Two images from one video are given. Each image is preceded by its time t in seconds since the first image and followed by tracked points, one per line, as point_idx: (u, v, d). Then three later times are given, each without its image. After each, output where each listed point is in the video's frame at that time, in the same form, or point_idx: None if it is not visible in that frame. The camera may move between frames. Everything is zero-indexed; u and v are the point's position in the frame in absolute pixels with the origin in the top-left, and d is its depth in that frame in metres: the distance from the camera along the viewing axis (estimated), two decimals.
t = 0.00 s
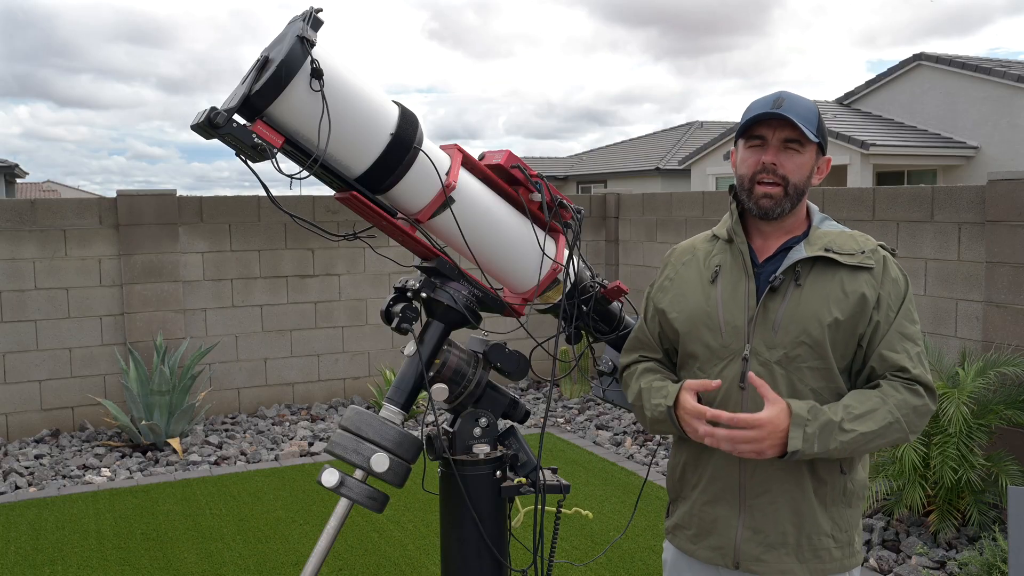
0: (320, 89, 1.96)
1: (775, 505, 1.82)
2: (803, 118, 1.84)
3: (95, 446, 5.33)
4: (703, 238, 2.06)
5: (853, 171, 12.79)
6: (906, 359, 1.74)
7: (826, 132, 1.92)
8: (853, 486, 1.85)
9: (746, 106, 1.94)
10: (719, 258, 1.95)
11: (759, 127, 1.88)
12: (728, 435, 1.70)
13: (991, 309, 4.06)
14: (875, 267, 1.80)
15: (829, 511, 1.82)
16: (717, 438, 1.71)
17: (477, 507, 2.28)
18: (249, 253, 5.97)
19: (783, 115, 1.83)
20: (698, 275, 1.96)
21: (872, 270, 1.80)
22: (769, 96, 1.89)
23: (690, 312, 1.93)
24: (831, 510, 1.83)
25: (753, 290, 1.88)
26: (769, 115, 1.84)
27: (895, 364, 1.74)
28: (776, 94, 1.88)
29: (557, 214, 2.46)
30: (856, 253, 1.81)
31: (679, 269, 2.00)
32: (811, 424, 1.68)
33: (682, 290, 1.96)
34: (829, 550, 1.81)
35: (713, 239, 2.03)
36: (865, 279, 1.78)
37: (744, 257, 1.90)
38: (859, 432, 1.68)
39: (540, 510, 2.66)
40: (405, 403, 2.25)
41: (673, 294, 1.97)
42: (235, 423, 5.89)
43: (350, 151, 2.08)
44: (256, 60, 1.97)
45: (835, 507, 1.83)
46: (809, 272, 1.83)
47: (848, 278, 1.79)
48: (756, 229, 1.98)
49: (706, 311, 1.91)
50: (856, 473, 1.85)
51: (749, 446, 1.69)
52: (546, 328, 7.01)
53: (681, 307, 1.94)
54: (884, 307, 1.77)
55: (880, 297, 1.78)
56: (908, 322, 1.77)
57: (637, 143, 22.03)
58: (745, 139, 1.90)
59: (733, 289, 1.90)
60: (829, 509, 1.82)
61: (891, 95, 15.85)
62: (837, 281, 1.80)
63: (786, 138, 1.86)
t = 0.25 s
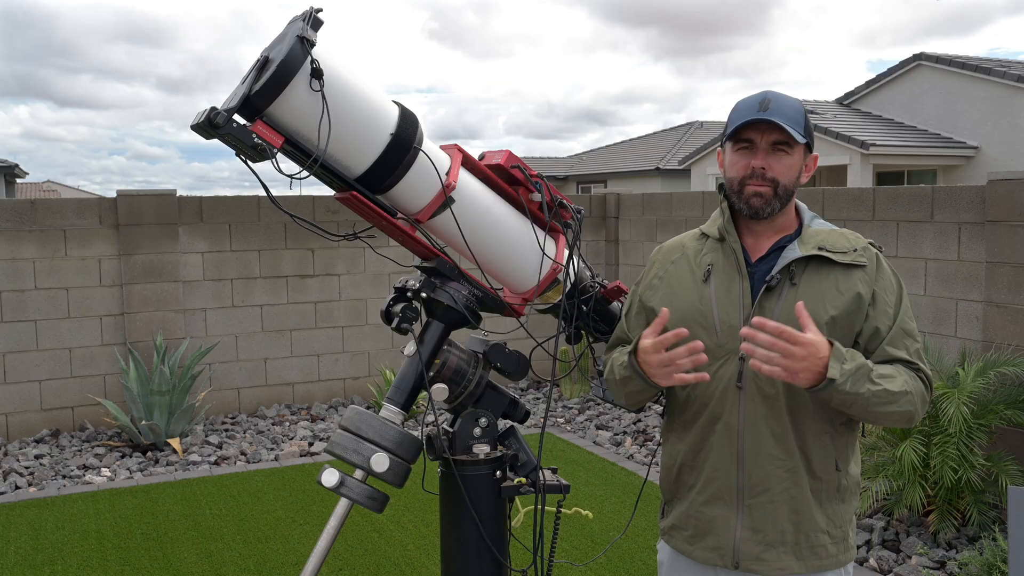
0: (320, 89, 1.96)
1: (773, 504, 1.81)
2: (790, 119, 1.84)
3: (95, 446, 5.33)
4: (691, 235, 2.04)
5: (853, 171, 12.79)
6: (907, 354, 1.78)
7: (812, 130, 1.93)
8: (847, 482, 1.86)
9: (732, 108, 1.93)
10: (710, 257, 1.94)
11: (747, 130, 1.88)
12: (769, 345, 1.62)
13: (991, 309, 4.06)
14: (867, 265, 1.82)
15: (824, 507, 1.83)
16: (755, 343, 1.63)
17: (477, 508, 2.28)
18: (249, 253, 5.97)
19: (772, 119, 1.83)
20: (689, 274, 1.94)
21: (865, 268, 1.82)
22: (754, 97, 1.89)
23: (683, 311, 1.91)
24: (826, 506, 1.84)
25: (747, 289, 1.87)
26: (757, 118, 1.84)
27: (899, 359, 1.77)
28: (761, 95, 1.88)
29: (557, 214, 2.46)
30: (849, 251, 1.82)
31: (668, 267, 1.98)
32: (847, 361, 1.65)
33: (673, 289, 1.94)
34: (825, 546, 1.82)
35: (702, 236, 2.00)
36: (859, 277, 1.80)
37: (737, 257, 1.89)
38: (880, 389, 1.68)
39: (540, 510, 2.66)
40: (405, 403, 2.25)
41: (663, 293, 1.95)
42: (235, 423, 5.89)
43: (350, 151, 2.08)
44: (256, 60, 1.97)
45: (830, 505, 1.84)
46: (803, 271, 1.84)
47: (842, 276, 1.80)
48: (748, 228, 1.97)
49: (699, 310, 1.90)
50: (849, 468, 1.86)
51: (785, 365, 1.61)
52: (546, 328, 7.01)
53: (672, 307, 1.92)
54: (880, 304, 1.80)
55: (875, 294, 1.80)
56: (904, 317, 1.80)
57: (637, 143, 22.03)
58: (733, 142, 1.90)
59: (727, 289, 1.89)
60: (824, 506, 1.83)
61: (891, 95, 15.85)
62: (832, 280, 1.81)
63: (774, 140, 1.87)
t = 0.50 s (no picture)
0: (320, 89, 1.96)
1: (781, 509, 1.82)
2: (772, 120, 1.84)
3: (95, 446, 5.33)
4: (677, 237, 2.01)
5: (853, 170, 12.79)
6: (892, 354, 1.83)
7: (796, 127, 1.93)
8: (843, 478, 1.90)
9: (713, 110, 1.93)
10: (702, 262, 1.91)
11: (730, 133, 1.87)
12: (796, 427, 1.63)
13: (991, 309, 4.06)
14: (857, 267, 1.85)
15: (827, 506, 1.86)
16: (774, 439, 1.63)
17: (477, 508, 2.28)
18: (249, 253, 5.97)
19: (754, 121, 1.83)
20: (682, 281, 1.91)
21: (854, 270, 1.85)
22: (735, 98, 1.89)
23: (679, 320, 1.88)
24: (828, 504, 1.87)
25: (743, 296, 1.86)
26: (739, 121, 1.84)
27: (885, 360, 1.82)
28: (742, 96, 1.88)
29: (557, 214, 2.46)
30: (839, 253, 1.84)
31: (657, 274, 1.95)
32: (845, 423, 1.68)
33: (666, 296, 1.91)
34: (830, 544, 1.85)
35: (688, 238, 1.98)
36: (850, 280, 1.83)
37: (730, 262, 1.88)
38: (875, 428, 1.72)
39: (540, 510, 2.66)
40: (405, 403, 2.25)
41: (655, 302, 1.92)
42: (236, 423, 5.89)
43: (350, 151, 2.08)
44: (256, 60, 1.97)
45: (830, 501, 1.87)
46: (797, 275, 1.84)
47: (835, 279, 1.83)
48: (737, 230, 1.97)
49: (696, 318, 1.87)
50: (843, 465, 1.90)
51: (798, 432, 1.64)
52: (546, 328, 7.01)
53: (667, 315, 1.89)
54: (870, 306, 1.83)
55: (866, 296, 1.83)
56: (890, 318, 1.85)
57: (637, 143, 22.03)
58: (716, 146, 1.90)
59: (722, 295, 1.87)
60: (826, 504, 1.87)
61: (891, 95, 15.86)
62: (825, 283, 1.83)
63: (757, 142, 1.86)
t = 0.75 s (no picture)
0: (320, 89, 1.96)
1: (785, 507, 1.83)
2: (758, 121, 1.84)
3: (95, 446, 5.33)
4: (664, 238, 2.00)
5: (853, 170, 12.79)
6: (885, 349, 1.86)
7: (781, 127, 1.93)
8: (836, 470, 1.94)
9: (698, 114, 1.93)
10: (695, 265, 1.91)
11: (717, 136, 1.87)
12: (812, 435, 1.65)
13: (991, 309, 4.06)
14: (848, 265, 1.88)
15: (825, 500, 1.89)
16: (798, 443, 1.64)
17: (477, 508, 2.28)
18: (249, 253, 5.97)
19: (739, 124, 1.83)
20: (676, 284, 1.90)
21: (846, 268, 1.87)
22: (720, 101, 1.89)
23: (675, 323, 1.87)
24: (826, 498, 1.90)
25: (741, 298, 1.86)
26: (725, 125, 1.84)
27: (879, 356, 1.85)
28: (727, 98, 1.88)
29: (557, 214, 2.46)
30: (831, 252, 1.87)
31: (649, 276, 1.93)
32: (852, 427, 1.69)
33: (660, 299, 1.90)
34: (831, 538, 1.87)
35: (676, 239, 1.97)
36: (843, 278, 1.85)
37: (725, 264, 1.88)
38: (879, 424, 1.75)
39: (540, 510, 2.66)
40: (405, 403, 2.25)
41: (649, 305, 1.90)
42: (236, 423, 5.89)
43: (351, 151, 2.08)
44: (256, 60, 1.97)
45: (828, 495, 1.90)
46: (793, 276, 1.85)
47: (829, 279, 1.85)
48: (728, 232, 1.96)
49: (694, 322, 1.86)
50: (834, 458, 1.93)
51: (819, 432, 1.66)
52: (546, 328, 7.01)
53: (664, 319, 1.88)
54: (863, 303, 1.86)
55: (858, 293, 1.86)
56: (880, 313, 1.88)
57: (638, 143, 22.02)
58: (703, 150, 1.90)
59: (720, 296, 1.87)
60: (824, 499, 1.89)
61: (891, 95, 15.86)
62: (819, 282, 1.85)
63: (744, 145, 1.86)
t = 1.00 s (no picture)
0: (320, 89, 1.96)
1: (787, 505, 1.84)
2: (755, 121, 1.84)
3: (95, 446, 5.33)
4: (660, 239, 2.00)
5: (853, 170, 12.79)
6: (877, 348, 1.90)
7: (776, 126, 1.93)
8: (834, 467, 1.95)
9: (694, 114, 1.93)
10: (693, 264, 1.91)
11: (714, 135, 1.87)
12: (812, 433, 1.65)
13: (991, 309, 4.06)
14: (841, 264, 1.91)
15: (825, 497, 1.90)
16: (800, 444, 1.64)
17: (477, 508, 2.28)
18: (249, 253, 5.97)
19: (736, 123, 1.83)
20: (675, 283, 1.90)
21: (840, 267, 1.90)
22: (716, 100, 1.89)
23: (675, 322, 1.86)
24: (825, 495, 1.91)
25: (741, 296, 1.86)
26: (722, 124, 1.84)
27: (872, 354, 1.88)
28: (723, 97, 1.88)
29: (558, 214, 2.46)
30: (825, 251, 1.90)
31: (646, 276, 1.93)
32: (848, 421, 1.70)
33: (659, 298, 1.89)
34: (831, 536, 1.88)
35: (673, 240, 1.97)
36: (838, 277, 1.88)
37: (724, 263, 1.88)
38: (872, 421, 1.76)
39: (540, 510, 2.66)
40: (405, 403, 2.25)
41: (648, 304, 1.89)
42: (236, 422, 5.89)
43: (351, 151, 2.08)
44: (256, 60, 1.97)
45: (826, 492, 1.91)
46: (791, 274, 1.87)
47: (825, 276, 1.87)
48: (725, 231, 1.96)
49: (694, 320, 1.86)
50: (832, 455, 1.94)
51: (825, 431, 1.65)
52: (546, 328, 7.01)
53: (664, 318, 1.87)
54: (856, 302, 1.89)
55: (852, 292, 1.89)
56: (870, 313, 1.92)
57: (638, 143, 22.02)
58: (700, 149, 1.90)
59: (719, 294, 1.87)
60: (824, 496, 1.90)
61: (891, 95, 15.86)
62: (816, 281, 1.87)
63: (741, 143, 1.86)
